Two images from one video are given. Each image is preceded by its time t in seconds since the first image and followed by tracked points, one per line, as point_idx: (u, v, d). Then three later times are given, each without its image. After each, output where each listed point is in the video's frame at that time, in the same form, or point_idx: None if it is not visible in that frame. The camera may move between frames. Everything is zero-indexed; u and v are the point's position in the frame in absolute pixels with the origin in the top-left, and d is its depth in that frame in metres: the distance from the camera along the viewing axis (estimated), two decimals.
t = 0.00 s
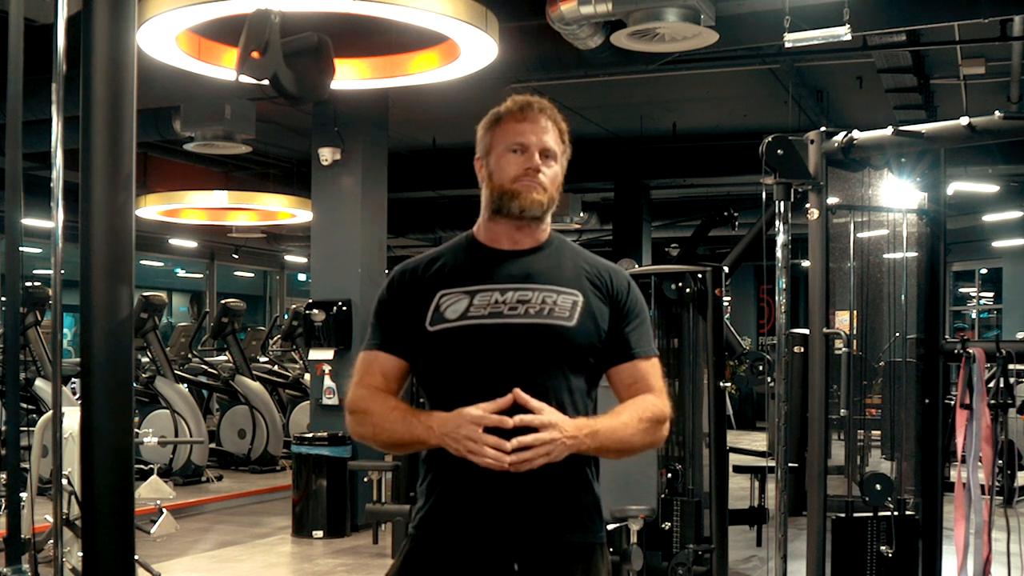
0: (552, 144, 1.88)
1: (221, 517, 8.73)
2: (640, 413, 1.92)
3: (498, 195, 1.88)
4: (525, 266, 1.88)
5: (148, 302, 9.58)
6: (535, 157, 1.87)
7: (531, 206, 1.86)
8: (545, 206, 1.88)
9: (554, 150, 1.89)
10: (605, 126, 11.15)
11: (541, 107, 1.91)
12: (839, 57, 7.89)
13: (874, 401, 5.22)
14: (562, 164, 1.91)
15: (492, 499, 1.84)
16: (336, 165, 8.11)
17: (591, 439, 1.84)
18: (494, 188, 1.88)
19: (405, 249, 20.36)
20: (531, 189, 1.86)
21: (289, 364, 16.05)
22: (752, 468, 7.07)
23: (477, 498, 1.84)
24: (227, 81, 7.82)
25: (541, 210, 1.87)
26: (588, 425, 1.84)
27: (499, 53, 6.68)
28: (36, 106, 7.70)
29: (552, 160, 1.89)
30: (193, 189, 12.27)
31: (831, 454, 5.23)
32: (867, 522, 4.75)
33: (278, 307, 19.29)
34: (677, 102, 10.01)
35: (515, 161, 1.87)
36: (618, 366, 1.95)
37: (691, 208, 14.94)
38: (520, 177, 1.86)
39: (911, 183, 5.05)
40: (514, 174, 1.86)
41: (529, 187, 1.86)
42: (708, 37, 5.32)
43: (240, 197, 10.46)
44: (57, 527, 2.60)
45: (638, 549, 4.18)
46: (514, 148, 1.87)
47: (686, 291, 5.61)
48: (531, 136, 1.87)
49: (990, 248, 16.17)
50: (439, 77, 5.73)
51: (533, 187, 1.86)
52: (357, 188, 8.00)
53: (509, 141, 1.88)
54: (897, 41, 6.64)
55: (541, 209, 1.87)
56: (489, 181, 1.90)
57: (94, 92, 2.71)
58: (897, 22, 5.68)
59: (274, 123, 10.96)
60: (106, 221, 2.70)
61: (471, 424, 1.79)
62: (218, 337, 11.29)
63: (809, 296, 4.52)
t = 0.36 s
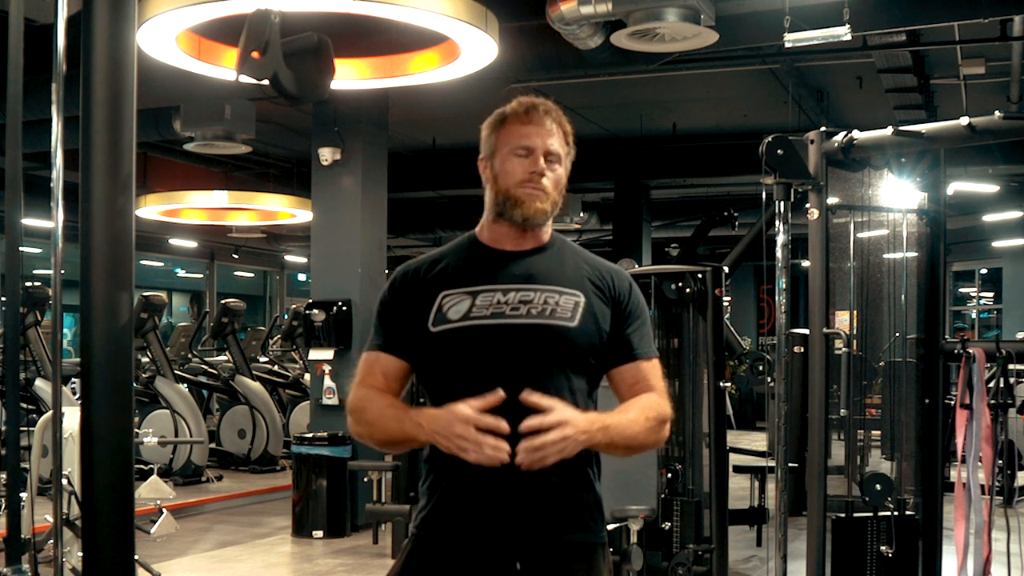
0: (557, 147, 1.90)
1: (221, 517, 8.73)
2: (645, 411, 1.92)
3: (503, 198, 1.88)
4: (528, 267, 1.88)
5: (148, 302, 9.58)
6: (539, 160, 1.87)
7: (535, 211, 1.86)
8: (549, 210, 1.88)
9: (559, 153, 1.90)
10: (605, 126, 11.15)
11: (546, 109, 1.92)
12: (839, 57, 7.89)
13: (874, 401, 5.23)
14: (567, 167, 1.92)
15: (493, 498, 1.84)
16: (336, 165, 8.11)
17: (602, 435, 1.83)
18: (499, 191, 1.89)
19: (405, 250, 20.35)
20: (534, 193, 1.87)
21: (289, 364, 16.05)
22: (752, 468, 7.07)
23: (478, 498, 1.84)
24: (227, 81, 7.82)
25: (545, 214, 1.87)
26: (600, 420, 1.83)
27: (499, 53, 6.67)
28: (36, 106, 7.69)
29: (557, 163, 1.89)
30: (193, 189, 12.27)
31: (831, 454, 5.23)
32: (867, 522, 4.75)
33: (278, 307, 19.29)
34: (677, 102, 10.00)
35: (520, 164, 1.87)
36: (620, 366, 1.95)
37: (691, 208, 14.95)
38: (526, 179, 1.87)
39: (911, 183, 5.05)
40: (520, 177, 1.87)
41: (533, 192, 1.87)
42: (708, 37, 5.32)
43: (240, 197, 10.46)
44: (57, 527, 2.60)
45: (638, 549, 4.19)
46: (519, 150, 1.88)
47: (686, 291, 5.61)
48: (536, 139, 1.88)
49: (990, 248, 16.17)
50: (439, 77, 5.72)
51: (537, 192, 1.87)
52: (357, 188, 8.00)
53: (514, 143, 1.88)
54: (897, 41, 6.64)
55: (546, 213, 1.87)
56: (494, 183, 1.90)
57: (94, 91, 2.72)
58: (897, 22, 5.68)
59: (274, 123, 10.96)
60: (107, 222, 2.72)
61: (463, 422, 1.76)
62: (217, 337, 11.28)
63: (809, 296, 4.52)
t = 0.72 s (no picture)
0: (545, 151, 1.89)
1: (221, 517, 8.73)
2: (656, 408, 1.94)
3: (493, 204, 1.88)
4: (527, 268, 1.88)
5: (148, 302, 9.57)
6: (527, 164, 1.87)
7: (524, 216, 1.85)
8: (540, 213, 1.87)
9: (548, 156, 1.89)
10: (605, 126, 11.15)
11: (532, 112, 1.91)
12: (839, 57, 7.89)
13: (874, 401, 5.22)
14: (556, 169, 1.91)
15: (494, 497, 1.84)
16: (336, 165, 8.11)
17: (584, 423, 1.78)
18: (489, 198, 1.89)
19: (405, 250, 20.35)
20: (524, 199, 1.86)
21: (289, 364, 16.05)
22: (752, 468, 7.07)
23: (480, 496, 1.84)
24: (227, 81, 7.82)
25: (536, 218, 1.86)
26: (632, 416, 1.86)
27: (499, 52, 6.67)
28: (36, 106, 7.69)
29: (545, 166, 1.88)
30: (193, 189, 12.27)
31: (831, 454, 5.23)
32: (867, 522, 4.75)
33: (278, 307, 19.29)
34: (677, 102, 10.00)
35: (508, 170, 1.87)
36: (624, 365, 1.96)
37: (691, 208, 14.95)
38: (514, 185, 1.87)
39: (910, 183, 5.05)
40: (508, 184, 1.87)
41: (522, 198, 1.87)
42: (708, 37, 5.32)
43: (240, 197, 10.46)
44: (57, 527, 2.61)
45: (638, 549, 4.19)
46: (506, 156, 1.87)
47: (686, 291, 5.60)
48: (522, 143, 1.88)
49: (990, 248, 16.17)
50: (438, 77, 5.72)
51: (526, 197, 1.87)
52: (357, 188, 8.00)
53: (501, 149, 1.88)
54: (897, 41, 6.64)
55: (536, 217, 1.86)
56: (485, 190, 1.90)
57: (94, 91, 2.84)
58: (897, 22, 5.68)
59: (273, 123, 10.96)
60: (107, 222, 2.84)
61: (416, 409, 1.79)
62: (217, 337, 11.28)
63: (809, 296, 4.52)
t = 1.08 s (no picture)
0: (544, 158, 1.88)
1: (221, 517, 8.73)
2: (660, 412, 1.93)
3: (493, 214, 1.88)
4: (531, 277, 1.89)
5: (148, 302, 9.57)
6: (525, 173, 1.86)
7: (525, 226, 1.86)
8: (540, 222, 1.87)
9: (547, 162, 1.88)
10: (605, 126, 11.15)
11: (529, 117, 1.90)
12: (839, 57, 7.89)
13: (874, 401, 5.21)
14: (558, 174, 1.90)
15: (495, 498, 1.87)
16: (336, 165, 8.11)
17: (562, 449, 1.79)
18: (490, 207, 1.90)
19: (405, 250, 20.34)
20: (523, 208, 1.86)
21: (289, 364, 16.05)
22: (752, 469, 7.07)
23: (482, 498, 1.87)
24: (227, 81, 7.82)
25: (536, 227, 1.87)
26: (623, 428, 1.86)
27: (500, 53, 6.67)
28: (36, 106, 7.69)
29: (544, 173, 1.88)
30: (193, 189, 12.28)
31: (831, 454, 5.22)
32: (867, 522, 4.75)
33: (278, 307, 19.29)
34: (677, 102, 10.00)
35: (507, 179, 1.87)
36: (631, 367, 1.95)
37: (691, 208, 14.95)
38: (513, 195, 1.87)
39: (911, 183, 5.05)
40: (507, 194, 1.87)
41: (522, 207, 1.87)
42: (708, 37, 5.32)
43: (240, 197, 10.46)
44: (58, 527, 2.61)
45: (638, 549, 4.19)
46: (504, 165, 1.87)
47: (686, 291, 5.59)
48: (520, 151, 1.87)
49: (990, 248, 16.16)
50: (438, 77, 5.71)
51: (526, 206, 1.87)
52: (357, 188, 8.00)
53: (499, 157, 1.88)
54: (897, 42, 6.64)
55: (536, 226, 1.87)
56: (485, 198, 1.91)
57: (94, 91, 2.85)
58: (897, 22, 5.69)
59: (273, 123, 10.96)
60: (107, 221, 2.86)
61: (421, 432, 1.83)
62: (217, 337, 11.28)
63: (809, 297, 4.52)
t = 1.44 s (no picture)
0: (563, 163, 1.91)
1: (221, 517, 8.73)
2: (648, 424, 1.92)
3: (507, 213, 1.92)
4: (532, 278, 1.94)
5: (148, 302, 9.57)
6: (543, 176, 1.90)
7: (537, 228, 1.89)
8: (552, 226, 1.91)
9: (565, 168, 1.92)
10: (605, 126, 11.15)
11: (554, 123, 1.94)
12: (839, 57, 7.89)
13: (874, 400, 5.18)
14: (575, 181, 1.93)
15: (482, 495, 1.92)
16: (336, 165, 8.11)
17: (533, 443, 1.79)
18: (505, 205, 1.93)
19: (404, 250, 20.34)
20: (537, 210, 1.90)
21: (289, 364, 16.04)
22: (752, 469, 7.07)
23: (471, 493, 1.92)
24: (227, 81, 7.82)
25: (548, 231, 1.90)
26: (603, 433, 1.84)
27: (500, 53, 6.67)
28: (36, 106, 7.68)
29: (562, 179, 1.91)
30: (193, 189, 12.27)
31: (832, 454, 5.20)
32: (867, 522, 4.75)
33: (278, 307, 19.29)
34: (678, 102, 10.00)
35: (525, 179, 1.90)
36: (627, 377, 1.97)
37: (691, 208, 14.95)
38: (529, 197, 1.90)
39: (911, 183, 5.05)
40: (524, 194, 1.90)
41: (536, 209, 1.90)
42: (708, 37, 5.32)
43: (240, 197, 10.46)
44: (58, 527, 2.61)
45: (638, 549, 4.19)
46: (524, 166, 1.91)
47: (686, 291, 5.59)
48: (541, 154, 1.91)
49: (990, 248, 16.16)
50: (438, 77, 5.70)
51: (540, 209, 1.90)
52: (358, 188, 7.99)
53: (521, 157, 1.91)
54: (897, 41, 6.64)
55: (548, 230, 1.90)
56: (502, 195, 1.94)
57: (94, 91, 2.86)
58: (897, 22, 5.69)
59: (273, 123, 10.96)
60: (107, 221, 2.86)
61: (406, 421, 1.89)
62: (217, 338, 11.28)
63: (809, 297, 4.52)
